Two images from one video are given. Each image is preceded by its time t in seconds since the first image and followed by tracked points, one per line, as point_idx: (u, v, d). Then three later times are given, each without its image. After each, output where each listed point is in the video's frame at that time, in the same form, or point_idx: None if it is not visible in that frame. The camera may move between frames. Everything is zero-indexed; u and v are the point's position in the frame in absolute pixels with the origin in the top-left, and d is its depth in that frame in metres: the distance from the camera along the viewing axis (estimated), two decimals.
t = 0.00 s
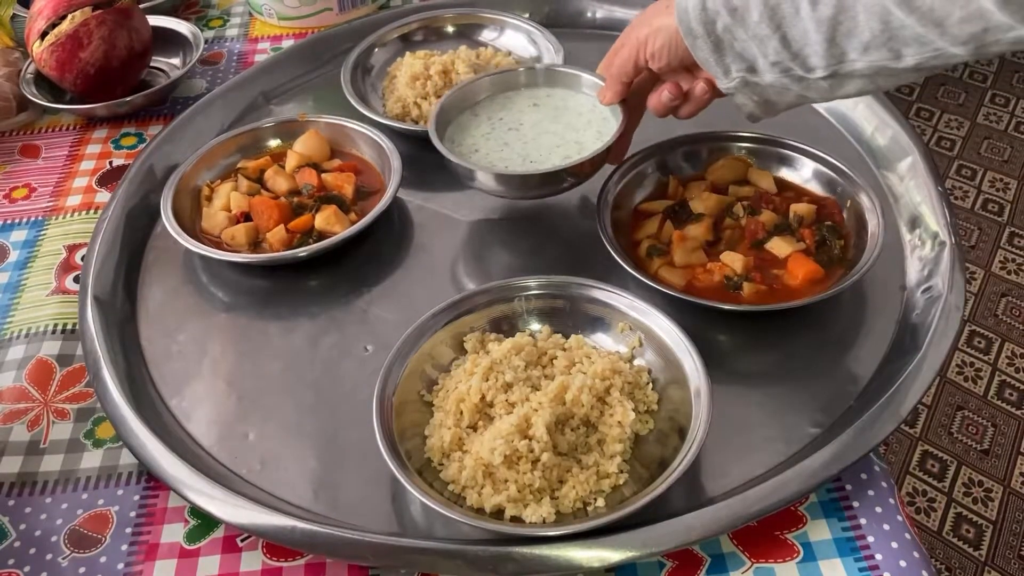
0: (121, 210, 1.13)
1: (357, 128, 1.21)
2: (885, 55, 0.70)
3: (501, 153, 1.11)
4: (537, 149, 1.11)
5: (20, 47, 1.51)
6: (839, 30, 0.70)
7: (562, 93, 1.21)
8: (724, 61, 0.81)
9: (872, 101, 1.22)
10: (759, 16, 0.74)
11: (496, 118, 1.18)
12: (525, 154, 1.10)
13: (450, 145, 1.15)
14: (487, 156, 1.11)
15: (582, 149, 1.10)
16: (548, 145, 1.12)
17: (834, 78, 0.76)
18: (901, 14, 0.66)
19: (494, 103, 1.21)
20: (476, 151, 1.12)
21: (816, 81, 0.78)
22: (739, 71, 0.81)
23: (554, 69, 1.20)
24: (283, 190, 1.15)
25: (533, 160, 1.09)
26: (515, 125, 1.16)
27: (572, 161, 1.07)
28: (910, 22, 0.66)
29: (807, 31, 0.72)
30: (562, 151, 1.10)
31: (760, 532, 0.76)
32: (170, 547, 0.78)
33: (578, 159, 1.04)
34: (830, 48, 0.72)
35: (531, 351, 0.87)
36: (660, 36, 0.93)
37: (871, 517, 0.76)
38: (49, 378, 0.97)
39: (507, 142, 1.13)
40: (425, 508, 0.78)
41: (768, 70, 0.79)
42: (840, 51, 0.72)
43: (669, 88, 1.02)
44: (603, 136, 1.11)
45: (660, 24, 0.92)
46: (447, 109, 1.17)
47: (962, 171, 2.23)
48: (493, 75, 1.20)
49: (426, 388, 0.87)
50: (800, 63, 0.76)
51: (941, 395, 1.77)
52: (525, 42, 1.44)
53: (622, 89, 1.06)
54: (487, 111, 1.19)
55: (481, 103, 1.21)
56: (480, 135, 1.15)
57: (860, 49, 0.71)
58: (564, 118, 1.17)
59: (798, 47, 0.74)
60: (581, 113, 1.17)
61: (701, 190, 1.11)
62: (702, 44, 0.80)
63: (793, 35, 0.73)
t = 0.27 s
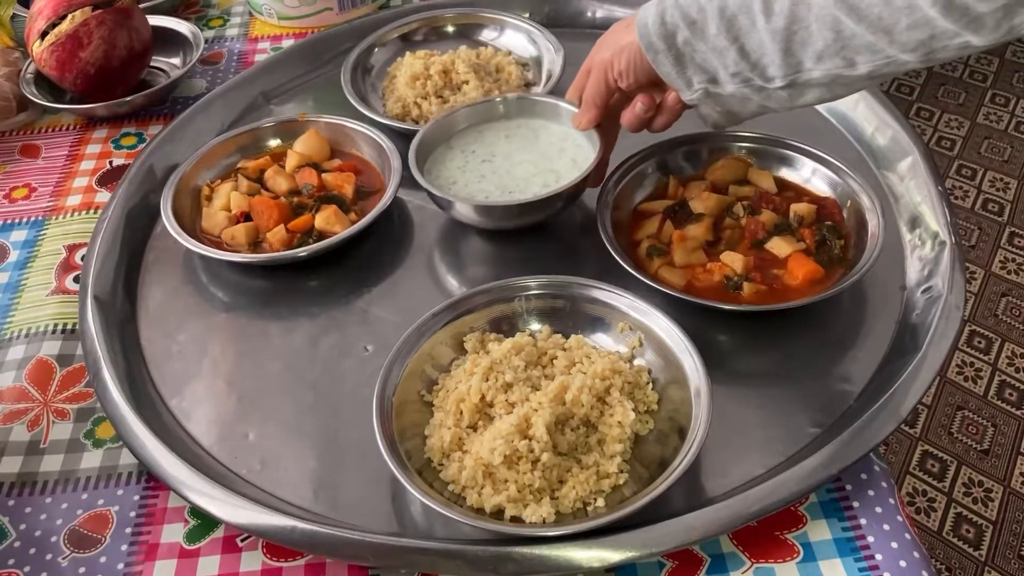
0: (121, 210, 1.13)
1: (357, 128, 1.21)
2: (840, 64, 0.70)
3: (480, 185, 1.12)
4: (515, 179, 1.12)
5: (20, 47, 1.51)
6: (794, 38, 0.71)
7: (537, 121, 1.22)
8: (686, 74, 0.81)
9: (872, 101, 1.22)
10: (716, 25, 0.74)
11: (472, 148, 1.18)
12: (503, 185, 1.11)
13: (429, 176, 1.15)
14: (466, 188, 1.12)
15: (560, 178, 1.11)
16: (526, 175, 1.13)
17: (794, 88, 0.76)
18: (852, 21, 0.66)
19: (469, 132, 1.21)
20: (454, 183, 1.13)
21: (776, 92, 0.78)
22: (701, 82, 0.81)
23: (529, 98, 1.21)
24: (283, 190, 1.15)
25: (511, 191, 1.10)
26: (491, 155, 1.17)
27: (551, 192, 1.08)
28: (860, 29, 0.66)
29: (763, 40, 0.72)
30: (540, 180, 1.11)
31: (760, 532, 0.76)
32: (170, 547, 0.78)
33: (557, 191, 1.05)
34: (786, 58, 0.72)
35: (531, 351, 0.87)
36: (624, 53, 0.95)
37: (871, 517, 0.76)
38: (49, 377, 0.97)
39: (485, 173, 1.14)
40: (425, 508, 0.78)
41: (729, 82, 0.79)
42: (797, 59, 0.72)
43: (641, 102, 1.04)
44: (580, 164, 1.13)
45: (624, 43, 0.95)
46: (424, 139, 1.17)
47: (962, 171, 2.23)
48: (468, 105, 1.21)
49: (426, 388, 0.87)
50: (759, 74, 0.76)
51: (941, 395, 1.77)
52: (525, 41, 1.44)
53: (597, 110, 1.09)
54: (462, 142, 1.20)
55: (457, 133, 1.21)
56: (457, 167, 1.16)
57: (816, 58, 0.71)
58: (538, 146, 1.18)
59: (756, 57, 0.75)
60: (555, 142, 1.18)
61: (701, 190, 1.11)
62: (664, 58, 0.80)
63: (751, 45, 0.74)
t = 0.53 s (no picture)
0: (121, 210, 1.13)
1: (358, 128, 1.21)
2: (820, 71, 0.70)
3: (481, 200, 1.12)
4: (517, 192, 1.13)
5: (20, 47, 1.51)
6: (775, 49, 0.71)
7: (531, 134, 1.22)
8: (671, 83, 0.80)
9: (872, 101, 1.22)
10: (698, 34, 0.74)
11: (469, 163, 1.18)
12: (505, 199, 1.11)
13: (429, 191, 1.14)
14: (469, 203, 1.12)
15: (562, 190, 1.12)
16: (527, 187, 1.13)
17: (777, 95, 0.76)
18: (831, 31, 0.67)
19: (464, 146, 1.21)
20: (457, 198, 1.12)
21: (759, 99, 0.77)
22: (687, 91, 0.80)
23: (523, 112, 1.21)
24: (283, 190, 1.15)
25: (515, 204, 1.10)
26: (490, 169, 1.17)
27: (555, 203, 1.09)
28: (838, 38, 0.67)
29: (745, 49, 0.72)
30: (541, 193, 1.12)
31: (760, 532, 0.76)
32: (170, 548, 0.78)
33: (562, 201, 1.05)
34: (768, 66, 0.72)
35: (531, 351, 0.87)
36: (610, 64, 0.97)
37: (871, 517, 0.76)
38: (49, 377, 0.97)
39: (486, 188, 1.14)
40: (425, 508, 0.78)
41: (714, 90, 0.78)
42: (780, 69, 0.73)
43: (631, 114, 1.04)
44: (579, 176, 1.14)
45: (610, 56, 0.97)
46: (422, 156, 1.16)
47: (962, 171, 2.23)
48: (463, 120, 1.20)
49: (426, 388, 0.87)
50: (742, 82, 0.76)
51: (941, 395, 1.77)
52: (524, 41, 1.44)
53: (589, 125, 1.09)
54: (459, 157, 1.19)
55: (453, 148, 1.21)
56: (458, 182, 1.15)
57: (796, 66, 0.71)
58: (535, 160, 1.18)
59: (739, 66, 0.74)
60: (551, 155, 1.18)
61: (701, 190, 1.11)
62: (649, 69, 0.79)
63: (733, 53, 0.74)
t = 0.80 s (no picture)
0: (121, 209, 1.14)
1: (358, 128, 1.21)
2: (807, 66, 0.71)
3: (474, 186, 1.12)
4: (509, 179, 1.13)
5: (20, 47, 1.51)
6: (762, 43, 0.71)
7: (527, 123, 1.22)
8: (662, 77, 0.81)
9: (872, 101, 1.22)
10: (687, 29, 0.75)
11: (464, 149, 1.19)
12: (498, 186, 1.12)
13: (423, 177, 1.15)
14: (461, 189, 1.12)
15: (554, 177, 1.12)
16: (520, 174, 1.13)
17: (767, 91, 0.76)
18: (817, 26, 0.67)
19: (460, 133, 1.21)
20: (450, 184, 1.13)
21: (748, 93, 0.78)
22: (677, 85, 0.81)
23: (519, 102, 1.21)
24: (283, 190, 1.15)
25: (507, 191, 1.11)
26: (485, 156, 1.17)
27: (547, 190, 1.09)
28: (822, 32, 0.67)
29: (733, 43, 0.73)
30: (533, 180, 1.12)
31: (760, 532, 0.76)
32: (170, 547, 0.78)
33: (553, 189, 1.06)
34: (756, 60, 0.73)
35: (531, 351, 0.87)
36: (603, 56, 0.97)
37: (871, 517, 0.76)
38: (49, 377, 0.97)
39: (479, 174, 1.14)
40: (426, 508, 0.78)
41: (703, 84, 0.79)
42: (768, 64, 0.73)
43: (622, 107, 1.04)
44: (572, 163, 1.14)
45: (603, 48, 0.97)
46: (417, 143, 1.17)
47: (962, 171, 2.23)
48: (459, 108, 1.21)
49: (426, 388, 0.87)
50: (731, 76, 0.76)
51: (941, 395, 1.77)
52: (524, 36, 1.44)
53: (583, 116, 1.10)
54: (454, 143, 1.20)
55: (448, 135, 1.21)
56: (452, 168, 1.15)
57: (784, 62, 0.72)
58: (529, 147, 1.18)
59: (728, 60, 0.75)
60: (546, 142, 1.18)
61: (701, 190, 1.11)
62: (640, 62, 0.80)
63: (722, 48, 0.74)
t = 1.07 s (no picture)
0: (121, 209, 1.14)
1: (358, 128, 1.21)
2: (796, 65, 0.71)
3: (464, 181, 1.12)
4: (500, 176, 1.13)
5: (20, 47, 1.51)
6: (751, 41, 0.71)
7: (522, 121, 1.22)
8: (653, 75, 0.81)
9: (871, 101, 1.22)
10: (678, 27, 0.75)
11: (457, 144, 1.19)
12: (488, 182, 1.12)
13: (415, 171, 1.15)
14: (451, 184, 1.12)
15: (544, 176, 1.12)
16: (510, 171, 1.13)
17: (757, 91, 0.76)
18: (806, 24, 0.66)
19: (455, 128, 1.22)
20: (441, 179, 1.13)
21: (739, 92, 0.78)
22: (668, 83, 0.81)
23: (514, 98, 1.22)
24: (283, 190, 1.15)
25: (497, 187, 1.11)
26: (478, 152, 1.17)
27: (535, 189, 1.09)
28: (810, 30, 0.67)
29: (724, 42, 0.73)
30: (524, 177, 1.12)
31: (760, 532, 0.76)
32: (170, 547, 0.78)
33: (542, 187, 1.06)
34: (746, 58, 0.73)
35: (531, 351, 0.87)
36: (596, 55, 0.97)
37: (871, 517, 0.76)
38: (49, 377, 0.97)
39: (471, 169, 1.14)
40: (426, 508, 0.78)
41: (694, 82, 0.79)
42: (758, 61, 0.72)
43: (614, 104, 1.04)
44: (563, 162, 1.14)
45: (596, 46, 0.97)
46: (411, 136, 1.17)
47: (962, 171, 2.23)
48: (454, 104, 1.21)
49: (426, 388, 0.87)
50: (722, 74, 0.76)
51: (941, 395, 1.77)
52: (522, 32, 1.44)
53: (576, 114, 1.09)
54: (448, 138, 1.20)
55: (443, 130, 1.21)
56: (444, 163, 1.16)
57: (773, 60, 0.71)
58: (522, 144, 1.18)
59: (718, 58, 0.75)
60: (539, 139, 1.18)
61: (701, 190, 1.11)
62: (632, 60, 0.80)
63: (712, 46, 0.74)
